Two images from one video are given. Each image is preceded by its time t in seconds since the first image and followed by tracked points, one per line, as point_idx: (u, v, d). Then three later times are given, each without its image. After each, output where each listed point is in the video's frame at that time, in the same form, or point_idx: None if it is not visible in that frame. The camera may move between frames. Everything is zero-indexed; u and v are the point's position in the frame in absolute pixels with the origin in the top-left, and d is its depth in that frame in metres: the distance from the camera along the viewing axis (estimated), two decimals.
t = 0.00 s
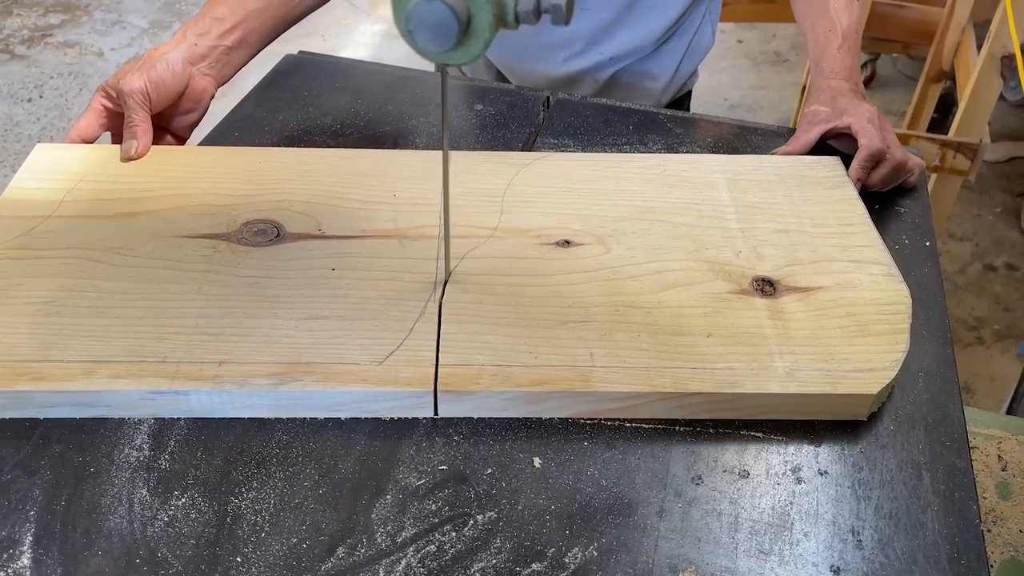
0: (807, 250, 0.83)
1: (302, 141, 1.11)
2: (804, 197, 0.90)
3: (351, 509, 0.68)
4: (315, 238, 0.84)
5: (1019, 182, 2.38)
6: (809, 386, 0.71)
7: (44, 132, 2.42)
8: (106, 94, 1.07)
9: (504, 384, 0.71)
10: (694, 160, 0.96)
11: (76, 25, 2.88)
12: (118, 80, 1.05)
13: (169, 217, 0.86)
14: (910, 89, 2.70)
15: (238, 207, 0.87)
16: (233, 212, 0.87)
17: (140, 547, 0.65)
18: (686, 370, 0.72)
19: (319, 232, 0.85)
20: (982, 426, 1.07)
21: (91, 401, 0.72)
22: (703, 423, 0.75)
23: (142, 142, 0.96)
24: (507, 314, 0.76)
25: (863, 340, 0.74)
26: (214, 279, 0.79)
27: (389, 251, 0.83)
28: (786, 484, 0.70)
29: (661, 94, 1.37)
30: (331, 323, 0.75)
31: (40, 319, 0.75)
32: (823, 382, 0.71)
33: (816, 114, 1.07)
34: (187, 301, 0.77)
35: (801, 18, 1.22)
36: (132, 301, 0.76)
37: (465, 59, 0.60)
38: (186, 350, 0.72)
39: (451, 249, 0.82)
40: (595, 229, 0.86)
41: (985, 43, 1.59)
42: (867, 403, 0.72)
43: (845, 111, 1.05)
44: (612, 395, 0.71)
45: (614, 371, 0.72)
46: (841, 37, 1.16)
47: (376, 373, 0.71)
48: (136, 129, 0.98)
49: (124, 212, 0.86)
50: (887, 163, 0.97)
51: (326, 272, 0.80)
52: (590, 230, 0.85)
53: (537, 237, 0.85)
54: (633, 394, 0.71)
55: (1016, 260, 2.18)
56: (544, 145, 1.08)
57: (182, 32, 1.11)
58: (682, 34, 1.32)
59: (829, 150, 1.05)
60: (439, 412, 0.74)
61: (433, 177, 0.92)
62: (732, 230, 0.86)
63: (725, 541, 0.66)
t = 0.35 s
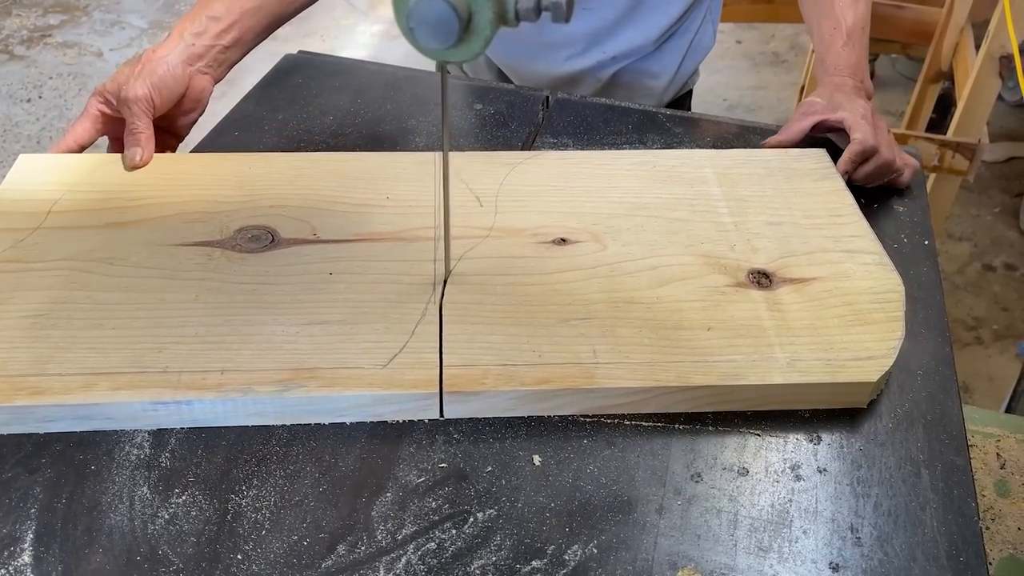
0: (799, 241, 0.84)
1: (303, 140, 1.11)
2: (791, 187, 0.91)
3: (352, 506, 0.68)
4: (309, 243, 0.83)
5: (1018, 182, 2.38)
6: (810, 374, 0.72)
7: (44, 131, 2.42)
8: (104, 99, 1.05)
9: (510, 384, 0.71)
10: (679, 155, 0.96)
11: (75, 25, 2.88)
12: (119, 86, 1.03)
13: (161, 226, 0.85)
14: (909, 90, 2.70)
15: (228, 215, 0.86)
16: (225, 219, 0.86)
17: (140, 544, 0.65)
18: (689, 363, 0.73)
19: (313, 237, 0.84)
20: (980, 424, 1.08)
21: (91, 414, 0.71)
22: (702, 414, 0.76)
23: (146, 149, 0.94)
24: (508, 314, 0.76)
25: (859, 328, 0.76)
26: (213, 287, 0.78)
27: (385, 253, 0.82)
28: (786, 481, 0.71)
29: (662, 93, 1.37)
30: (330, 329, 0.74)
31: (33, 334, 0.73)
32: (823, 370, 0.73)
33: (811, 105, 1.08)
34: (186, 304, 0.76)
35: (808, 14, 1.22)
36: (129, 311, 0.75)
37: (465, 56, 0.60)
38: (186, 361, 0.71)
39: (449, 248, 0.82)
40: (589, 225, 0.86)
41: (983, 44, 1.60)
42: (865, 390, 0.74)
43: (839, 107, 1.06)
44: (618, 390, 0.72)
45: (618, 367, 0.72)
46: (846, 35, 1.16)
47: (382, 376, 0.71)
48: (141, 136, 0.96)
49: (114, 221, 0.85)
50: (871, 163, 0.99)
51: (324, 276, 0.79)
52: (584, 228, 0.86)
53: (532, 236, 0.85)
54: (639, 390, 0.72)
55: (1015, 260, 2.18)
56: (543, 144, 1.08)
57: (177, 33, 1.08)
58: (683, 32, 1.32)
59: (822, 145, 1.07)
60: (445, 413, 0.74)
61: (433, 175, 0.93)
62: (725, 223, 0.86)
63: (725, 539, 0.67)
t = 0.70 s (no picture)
0: (790, 236, 0.85)
1: (301, 141, 1.12)
2: (779, 182, 0.93)
3: (349, 504, 0.69)
4: (303, 250, 0.82)
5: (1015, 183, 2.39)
6: (807, 367, 0.73)
7: (43, 132, 2.43)
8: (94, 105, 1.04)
9: (512, 386, 0.72)
10: (667, 154, 0.97)
11: (74, 26, 2.88)
12: (108, 93, 1.02)
13: (151, 236, 0.83)
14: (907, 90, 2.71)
15: (219, 222, 0.85)
16: (218, 228, 0.85)
17: (139, 542, 0.66)
18: (689, 360, 0.74)
19: (307, 243, 0.83)
20: (975, 422, 1.08)
21: (89, 429, 0.70)
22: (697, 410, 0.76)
23: (135, 159, 0.93)
24: (505, 316, 0.76)
25: (853, 321, 0.77)
26: (208, 296, 0.77)
27: (377, 258, 0.82)
28: (780, 479, 0.71)
29: (663, 92, 1.38)
30: (329, 339, 0.74)
31: (27, 349, 0.72)
32: (820, 363, 0.74)
33: (807, 105, 1.10)
34: (179, 319, 0.75)
35: (808, 14, 1.23)
36: (123, 324, 0.74)
37: (461, 57, 0.61)
38: (184, 372, 0.71)
39: (448, 250, 0.81)
40: (583, 226, 0.86)
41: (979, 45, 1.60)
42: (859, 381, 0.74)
43: (833, 105, 1.07)
44: (618, 389, 0.72)
45: (618, 367, 0.73)
46: (846, 35, 1.17)
47: (384, 383, 0.71)
48: (129, 146, 0.95)
49: (103, 233, 0.84)
50: (859, 160, 0.99)
51: (320, 284, 0.79)
52: (578, 229, 0.86)
53: (525, 237, 0.85)
54: (639, 388, 0.72)
55: (1012, 260, 2.19)
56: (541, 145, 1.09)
57: (167, 37, 1.06)
58: (682, 31, 1.33)
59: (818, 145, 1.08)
60: (447, 416, 0.74)
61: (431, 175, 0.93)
62: (716, 220, 0.87)
63: (720, 536, 0.67)
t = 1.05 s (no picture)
0: (786, 232, 0.86)
1: (303, 138, 1.12)
2: (771, 177, 0.93)
3: (350, 498, 0.69)
4: (300, 252, 0.82)
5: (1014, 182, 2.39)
6: (807, 361, 0.74)
7: (43, 131, 2.43)
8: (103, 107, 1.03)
9: (515, 385, 0.72)
10: (664, 150, 0.97)
11: (74, 25, 2.89)
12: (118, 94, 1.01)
13: (144, 240, 0.83)
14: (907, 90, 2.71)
15: (215, 225, 0.85)
16: (213, 231, 0.84)
17: (141, 535, 0.66)
18: (690, 355, 0.74)
19: (303, 245, 0.83)
20: (973, 419, 1.08)
21: (90, 436, 0.69)
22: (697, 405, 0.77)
23: (145, 160, 0.92)
24: (506, 315, 0.77)
25: (850, 315, 0.78)
26: (206, 298, 0.77)
27: (372, 261, 0.81)
28: (779, 474, 0.72)
29: (658, 90, 1.38)
30: (331, 342, 0.73)
31: (24, 356, 0.71)
32: (820, 356, 0.74)
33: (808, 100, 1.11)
34: (179, 327, 0.74)
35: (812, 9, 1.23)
36: (120, 330, 0.74)
37: (462, 51, 0.61)
38: (187, 375, 0.70)
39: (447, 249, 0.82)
40: (579, 225, 0.86)
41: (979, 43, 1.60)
42: (851, 374, 0.75)
43: (833, 101, 1.08)
44: (620, 386, 0.72)
45: (620, 364, 0.73)
46: (849, 30, 1.16)
47: (388, 384, 0.71)
48: (139, 148, 0.94)
49: (96, 238, 0.83)
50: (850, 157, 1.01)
51: (320, 284, 0.79)
52: (575, 227, 0.86)
53: (523, 235, 0.85)
54: (641, 385, 0.73)
55: (1011, 259, 2.19)
56: (542, 143, 1.09)
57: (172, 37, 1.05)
58: (678, 29, 1.33)
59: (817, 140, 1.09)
60: (451, 417, 0.74)
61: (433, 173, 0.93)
62: (711, 216, 0.88)
63: (719, 530, 0.68)
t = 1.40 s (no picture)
0: (780, 232, 0.86)
1: (302, 138, 1.12)
2: (767, 179, 0.94)
3: (349, 498, 0.69)
4: (291, 262, 0.81)
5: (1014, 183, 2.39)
6: (806, 362, 0.74)
7: (43, 130, 2.43)
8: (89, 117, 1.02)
9: (516, 392, 0.71)
10: (653, 151, 0.98)
11: (75, 25, 2.89)
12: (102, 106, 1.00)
13: (133, 252, 0.82)
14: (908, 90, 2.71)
15: (204, 238, 0.84)
16: (199, 243, 0.83)
17: (139, 535, 0.66)
18: (690, 359, 0.74)
19: (295, 255, 0.82)
20: (973, 419, 1.08)
21: (90, 454, 0.67)
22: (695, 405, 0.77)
23: (131, 172, 0.91)
24: (503, 321, 0.76)
25: (848, 314, 0.78)
26: (195, 314, 0.75)
27: (368, 268, 0.80)
28: (778, 475, 0.71)
29: (656, 89, 1.37)
30: (329, 353, 0.72)
31: (16, 374, 0.69)
32: (820, 357, 0.74)
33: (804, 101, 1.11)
34: (175, 341, 0.73)
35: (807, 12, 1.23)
36: (111, 344, 0.72)
37: (461, 50, 0.61)
38: (181, 391, 0.69)
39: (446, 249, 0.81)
40: (575, 229, 0.86)
41: (979, 43, 1.60)
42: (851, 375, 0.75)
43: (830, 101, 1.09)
44: (621, 392, 0.72)
45: (620, 368, 0.73)
46: (845, 31, 1.17)
47: (387, 395, 0.70)
48: (123, 159, 0.93)
49: (84, 252, 0.82)
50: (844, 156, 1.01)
51: (312, 296, 0.77)
52: (570, 231, 0.86)
53: (518, 240, 0.85)
54: (642, 389, 0.72)
55: (1012, 259, 2.19)
56: (541, 144, 1.09)
57: (161, 49, 1.04)
58: (676, 28, 1.33)
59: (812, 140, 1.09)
60: (451, 426, 0.73)
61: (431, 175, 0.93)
62: (705, 217, 0.88)
63: (718, 531, 0.67)
